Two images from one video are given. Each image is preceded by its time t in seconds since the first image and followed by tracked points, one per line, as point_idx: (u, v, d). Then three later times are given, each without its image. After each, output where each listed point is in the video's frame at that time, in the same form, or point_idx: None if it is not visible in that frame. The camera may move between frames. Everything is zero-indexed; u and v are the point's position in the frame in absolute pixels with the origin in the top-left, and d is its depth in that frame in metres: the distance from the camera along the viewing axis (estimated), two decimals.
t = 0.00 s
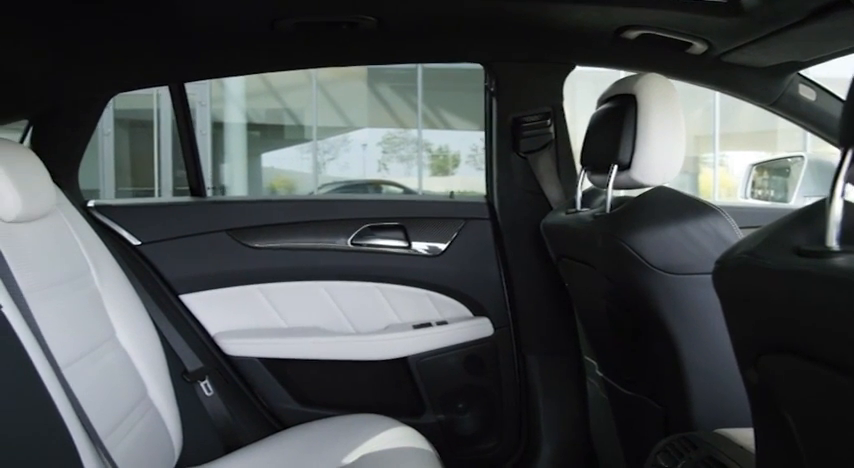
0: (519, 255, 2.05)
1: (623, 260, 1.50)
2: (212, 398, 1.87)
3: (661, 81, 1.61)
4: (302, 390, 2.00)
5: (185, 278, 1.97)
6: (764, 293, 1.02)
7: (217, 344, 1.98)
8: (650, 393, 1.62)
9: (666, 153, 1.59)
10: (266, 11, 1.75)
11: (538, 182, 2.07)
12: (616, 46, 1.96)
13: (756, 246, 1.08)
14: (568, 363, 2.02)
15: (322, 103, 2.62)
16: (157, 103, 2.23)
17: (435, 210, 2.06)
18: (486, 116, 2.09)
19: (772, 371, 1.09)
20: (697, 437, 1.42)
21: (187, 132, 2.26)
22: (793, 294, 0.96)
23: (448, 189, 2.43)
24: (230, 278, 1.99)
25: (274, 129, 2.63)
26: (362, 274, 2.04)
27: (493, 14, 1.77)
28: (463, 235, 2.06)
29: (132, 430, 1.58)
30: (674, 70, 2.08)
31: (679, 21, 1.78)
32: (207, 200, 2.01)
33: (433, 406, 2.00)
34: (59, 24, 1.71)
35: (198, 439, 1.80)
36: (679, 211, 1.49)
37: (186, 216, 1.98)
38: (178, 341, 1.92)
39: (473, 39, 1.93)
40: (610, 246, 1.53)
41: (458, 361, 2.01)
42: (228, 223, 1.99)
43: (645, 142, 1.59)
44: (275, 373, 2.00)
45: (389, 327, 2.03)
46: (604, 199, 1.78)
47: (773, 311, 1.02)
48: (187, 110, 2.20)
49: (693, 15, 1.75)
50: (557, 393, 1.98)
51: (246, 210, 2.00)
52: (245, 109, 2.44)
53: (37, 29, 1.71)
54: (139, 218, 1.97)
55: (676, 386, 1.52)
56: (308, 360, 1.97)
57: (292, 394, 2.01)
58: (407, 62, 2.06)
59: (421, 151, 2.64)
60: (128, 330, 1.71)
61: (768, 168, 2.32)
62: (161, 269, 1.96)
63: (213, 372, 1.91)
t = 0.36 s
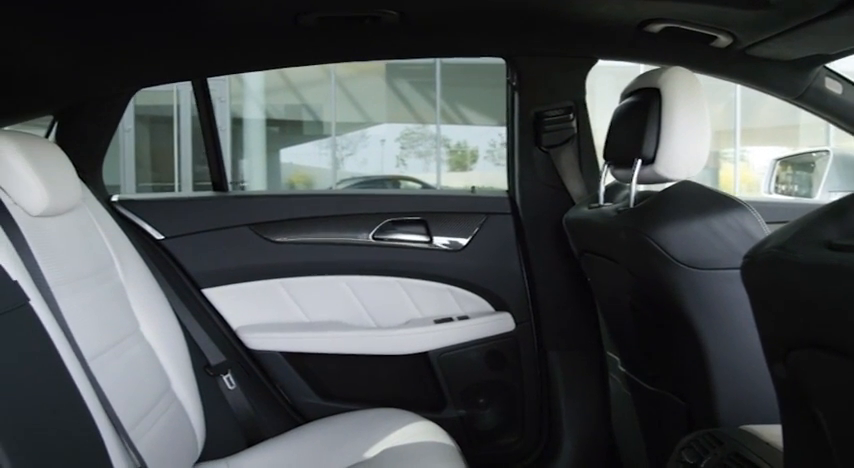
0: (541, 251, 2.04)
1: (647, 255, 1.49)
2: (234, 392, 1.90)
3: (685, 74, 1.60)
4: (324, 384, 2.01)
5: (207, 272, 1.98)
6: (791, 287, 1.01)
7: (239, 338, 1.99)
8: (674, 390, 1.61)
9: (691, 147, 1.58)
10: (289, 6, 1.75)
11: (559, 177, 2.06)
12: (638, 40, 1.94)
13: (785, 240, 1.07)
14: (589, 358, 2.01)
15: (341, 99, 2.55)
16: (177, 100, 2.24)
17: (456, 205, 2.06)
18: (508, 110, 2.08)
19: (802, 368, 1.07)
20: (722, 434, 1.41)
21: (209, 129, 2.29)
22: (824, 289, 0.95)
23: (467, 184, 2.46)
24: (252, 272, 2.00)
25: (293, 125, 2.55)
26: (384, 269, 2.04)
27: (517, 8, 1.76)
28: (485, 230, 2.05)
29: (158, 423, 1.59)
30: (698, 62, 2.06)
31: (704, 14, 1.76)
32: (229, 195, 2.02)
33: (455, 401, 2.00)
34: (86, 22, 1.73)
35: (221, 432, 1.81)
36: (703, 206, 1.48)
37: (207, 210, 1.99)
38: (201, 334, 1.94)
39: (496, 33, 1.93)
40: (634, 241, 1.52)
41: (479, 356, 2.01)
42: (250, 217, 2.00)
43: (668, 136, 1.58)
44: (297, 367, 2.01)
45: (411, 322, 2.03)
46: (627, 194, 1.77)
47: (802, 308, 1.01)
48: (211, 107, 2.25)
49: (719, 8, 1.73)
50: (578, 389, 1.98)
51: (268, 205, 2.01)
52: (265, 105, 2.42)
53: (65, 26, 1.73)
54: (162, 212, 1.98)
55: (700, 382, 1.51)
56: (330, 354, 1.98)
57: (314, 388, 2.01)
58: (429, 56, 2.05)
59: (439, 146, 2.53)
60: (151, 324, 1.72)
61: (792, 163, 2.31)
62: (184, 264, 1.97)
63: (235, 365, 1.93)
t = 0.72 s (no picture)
0: (565, 246, 2.03)
1: (674, 250, 1.48)
2: (258, 386, 1.90)
3: (713, 68, 1.58)
4: (348, 380, 2.02)
5: (232, 267, 1.99)
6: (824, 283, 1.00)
7: (263, 333, 2.00)
8: (700, 386, 1.59)
9: (719, 141, 1.56)
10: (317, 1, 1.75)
11: (584, 172, 2.05)
12: (665, 34, 1.93)
13: (821, 233, 1.03)
14: (613, 355, 2.01)
15: (360, 94, 2.51)
16: (199, 96, 2.27)
17: (480, 200, 2.05)
18: (532, 105, 2.08)
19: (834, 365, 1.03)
20: (751, 431, 1.40)
21: (233, 124, 2.31)
22: None
23: (489, 181, 2.46)
24: (277, 268, 2.01)
25: (313, 121, 2.52)
26: (408, 265, 2.04)
27: (544, 2, 1.75)
28: (508, 226, 2.05)
29: (185, 416, 1.61)
30: (724, 57, 2.04)
31: (732, 8, 1.75)
32: (253, 191, 2.04)
33: (478, 397, 2.00)
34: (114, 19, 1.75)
35: (245, 426, 1.82)
36: (731, 201, 1.46)
37: (231, 205, 2.00)
38: (226, 329, 1.95)
39: (521, 27, 1.92)
40: (660, 236, 1.51)
41: (503, 352, 2.00)
42: (274, 213, 2.01)
43: (696, 131, 1.56)
44: (321, 362, 2.01)
45: (434, 317, 2.03)
46: (653, 189, 1.75)
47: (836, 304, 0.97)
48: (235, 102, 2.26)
49: (749, 2, 1.71)
50: (602, 385, 1.97)
51: (293, 200, 2.02)
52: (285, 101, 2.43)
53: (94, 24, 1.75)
54: (187, 208, 2.00)
55: (728, 379, 1.50)
56: (354, 350, 1.99)
57: (337, 383, 2.02)
58: (453, 51, 2.04)
59: (459, 142, 2.51)
60: (176, 318, 1.73)
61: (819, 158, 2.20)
62: (209, 258, 1.98)
63: (258, 360, 1.94)
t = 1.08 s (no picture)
0: (589, 244, 2.02)
1: (702, 247, 1.47)
2: (283, 382, 1.92)
3: (741, 64, 1.56)
4: (371, 377, 2.02)
5: (257, 264, 2.01)
6: (838, 285, 0.99)
7: (287, 329, 2.01)
8: (727, 385, 1.58)
9: (748, 136, 1.53)
10: None
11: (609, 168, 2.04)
12: (691, 29, 1.91)
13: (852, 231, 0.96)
14: (637, 353, 1.99)
15: (380, 92, 2.56)
16: (221, 94, 2.28)
17: (504, 197, 2.05)
18: (557, 101, 2.07)
19: None
20: (779, 428, 1.38)
21: (258, 121, 2.33)
22: None
23: (511, 178, 2.38)
24: (302, 264, 2.03)
25: (335, 118, 2.62)
26: (432, 262, 2.05)
27: None
28: (532, 224, 2.04)
29: (212, 409, 1.63)
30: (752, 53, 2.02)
31: (762, 2, 1.73)
32: (278, 187, 2.05)
33: (501, 394, 1.99)
34: (140, 17, 1.77)
35: (270, 421, 1.84)
36: (759, 197, 1.44)
37: (256, 202, 2.02)
38: (250, 325, 1.96)
39: (546, 23, 1.91)
40: (689, 234, 1.49)
41: (527, 349, 2.00)
42: (298, 210, 2.03)
43: (724, 126, 1.54)
44: (345, 358, 2.02)
45: (458, 314, 2.04)
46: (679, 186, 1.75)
47: None
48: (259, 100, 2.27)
49: None
50: (627, 384, 1.97)
51: (318, 197, 2.04)
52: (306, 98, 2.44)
53: (121, 22, 1.77)
54: (213, 204, 2.02)
55: (756, 378, 1.48)
56: (378, 346, 1.99)
57: (360, 379, 2.03)
58: (478, 47, 2.04)
59: (479, 140, 2.54)
60: (202, 315, 1.74)
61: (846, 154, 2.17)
62: (234, 254, 2.01)
63: (283, 355, 1.95)
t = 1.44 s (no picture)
0: (614, 241, 2.01)
1: (731, 246, 1.46)
2: (309, 379, 1.91)
3: (771, 60, 1.54)
4: (396, 374, 2.02)
5: (282, 261, 2.02)
6: None
7: (312, 326, 2.02)
8: (755, 384, 1.56)
9: (777, 133, 1.50)
10: None
11: (635, 166, 2.02)
12: (720, 24, 1.89)
13: None
14: (662, 351, 1.98)
15: (402, 90, 2.52)
16: (243, 92, 2.31)
17: (529, 194, 2.05)
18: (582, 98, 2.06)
19: None
20: (809, 429, 1.37)
21: (283, 118, 2.36)
22: None
23: (536, 175, 2.40)
24: (327, 261, 2.03)
25: (356, 115, 2.58)
26: (457, 260, 2.04)
27: None
28: (557, 221, 2.04)
29: (238, 405, 1.64)
30: (782, 48, 1.99)
31: None
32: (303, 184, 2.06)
33: (525, 392, 1.99)
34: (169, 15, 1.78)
35: (294, 418, 1.84)
36: (790, 194, 1.42)
37: (282, 199, 2.04)
38: (275, 322, 1.97)
39: (573, 19, 1.90)
40: (717, 232, 1.48)
41: (552, 347, 1.99)
42: (322, 207, 2.04)
43: (753, 123, 1.52)
44: (369, 356, 2.03)
45: (482, 311, 2.04)
46: (707, 183, 1.73)
47: None
48: (284, 97, 2.30)
49: None
50: (653, 383, 1.96)
51: (344, 194, 2.05)
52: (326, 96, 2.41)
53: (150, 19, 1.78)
54: (239, 201, 2.03)
55: (784, 378, 1.46)
56: (402, 343, 2.00)
57: (384, 376, 2.03)
58: (503, 43, 2.04)
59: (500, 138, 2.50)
60: (229, 311, 1.75)
61: None
62: (259, 251, 2.02)
63: (308, 352, 1.95)
